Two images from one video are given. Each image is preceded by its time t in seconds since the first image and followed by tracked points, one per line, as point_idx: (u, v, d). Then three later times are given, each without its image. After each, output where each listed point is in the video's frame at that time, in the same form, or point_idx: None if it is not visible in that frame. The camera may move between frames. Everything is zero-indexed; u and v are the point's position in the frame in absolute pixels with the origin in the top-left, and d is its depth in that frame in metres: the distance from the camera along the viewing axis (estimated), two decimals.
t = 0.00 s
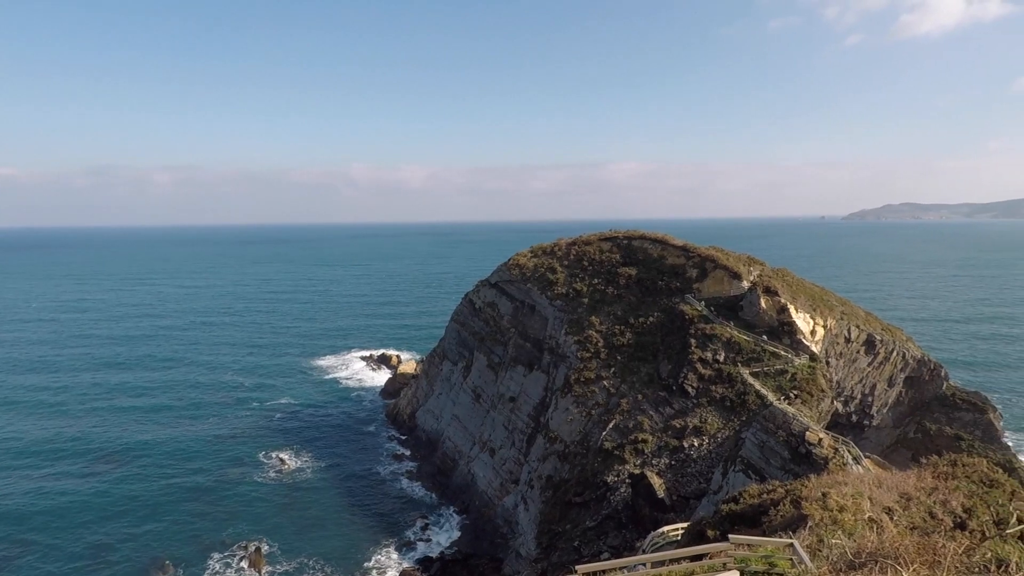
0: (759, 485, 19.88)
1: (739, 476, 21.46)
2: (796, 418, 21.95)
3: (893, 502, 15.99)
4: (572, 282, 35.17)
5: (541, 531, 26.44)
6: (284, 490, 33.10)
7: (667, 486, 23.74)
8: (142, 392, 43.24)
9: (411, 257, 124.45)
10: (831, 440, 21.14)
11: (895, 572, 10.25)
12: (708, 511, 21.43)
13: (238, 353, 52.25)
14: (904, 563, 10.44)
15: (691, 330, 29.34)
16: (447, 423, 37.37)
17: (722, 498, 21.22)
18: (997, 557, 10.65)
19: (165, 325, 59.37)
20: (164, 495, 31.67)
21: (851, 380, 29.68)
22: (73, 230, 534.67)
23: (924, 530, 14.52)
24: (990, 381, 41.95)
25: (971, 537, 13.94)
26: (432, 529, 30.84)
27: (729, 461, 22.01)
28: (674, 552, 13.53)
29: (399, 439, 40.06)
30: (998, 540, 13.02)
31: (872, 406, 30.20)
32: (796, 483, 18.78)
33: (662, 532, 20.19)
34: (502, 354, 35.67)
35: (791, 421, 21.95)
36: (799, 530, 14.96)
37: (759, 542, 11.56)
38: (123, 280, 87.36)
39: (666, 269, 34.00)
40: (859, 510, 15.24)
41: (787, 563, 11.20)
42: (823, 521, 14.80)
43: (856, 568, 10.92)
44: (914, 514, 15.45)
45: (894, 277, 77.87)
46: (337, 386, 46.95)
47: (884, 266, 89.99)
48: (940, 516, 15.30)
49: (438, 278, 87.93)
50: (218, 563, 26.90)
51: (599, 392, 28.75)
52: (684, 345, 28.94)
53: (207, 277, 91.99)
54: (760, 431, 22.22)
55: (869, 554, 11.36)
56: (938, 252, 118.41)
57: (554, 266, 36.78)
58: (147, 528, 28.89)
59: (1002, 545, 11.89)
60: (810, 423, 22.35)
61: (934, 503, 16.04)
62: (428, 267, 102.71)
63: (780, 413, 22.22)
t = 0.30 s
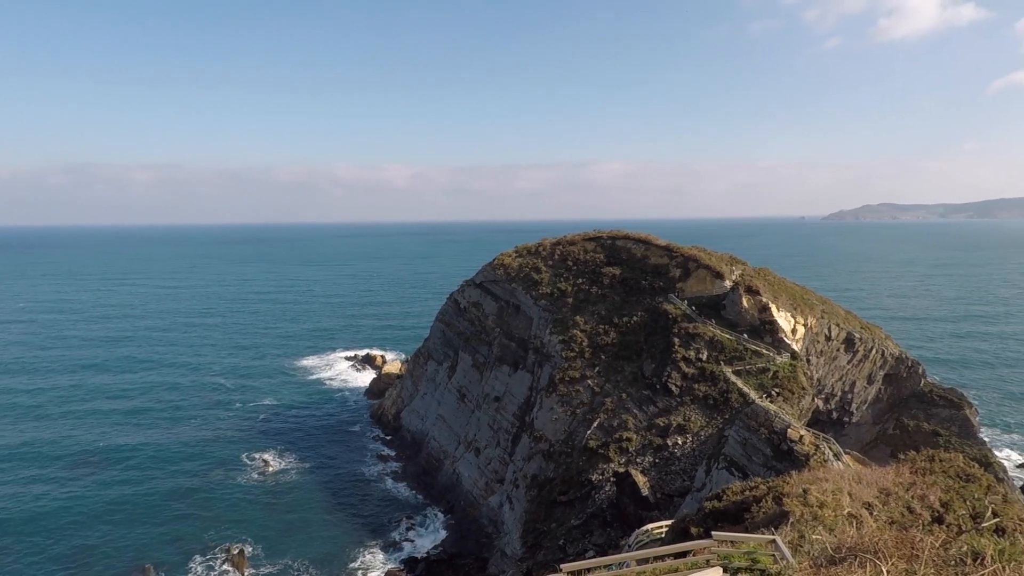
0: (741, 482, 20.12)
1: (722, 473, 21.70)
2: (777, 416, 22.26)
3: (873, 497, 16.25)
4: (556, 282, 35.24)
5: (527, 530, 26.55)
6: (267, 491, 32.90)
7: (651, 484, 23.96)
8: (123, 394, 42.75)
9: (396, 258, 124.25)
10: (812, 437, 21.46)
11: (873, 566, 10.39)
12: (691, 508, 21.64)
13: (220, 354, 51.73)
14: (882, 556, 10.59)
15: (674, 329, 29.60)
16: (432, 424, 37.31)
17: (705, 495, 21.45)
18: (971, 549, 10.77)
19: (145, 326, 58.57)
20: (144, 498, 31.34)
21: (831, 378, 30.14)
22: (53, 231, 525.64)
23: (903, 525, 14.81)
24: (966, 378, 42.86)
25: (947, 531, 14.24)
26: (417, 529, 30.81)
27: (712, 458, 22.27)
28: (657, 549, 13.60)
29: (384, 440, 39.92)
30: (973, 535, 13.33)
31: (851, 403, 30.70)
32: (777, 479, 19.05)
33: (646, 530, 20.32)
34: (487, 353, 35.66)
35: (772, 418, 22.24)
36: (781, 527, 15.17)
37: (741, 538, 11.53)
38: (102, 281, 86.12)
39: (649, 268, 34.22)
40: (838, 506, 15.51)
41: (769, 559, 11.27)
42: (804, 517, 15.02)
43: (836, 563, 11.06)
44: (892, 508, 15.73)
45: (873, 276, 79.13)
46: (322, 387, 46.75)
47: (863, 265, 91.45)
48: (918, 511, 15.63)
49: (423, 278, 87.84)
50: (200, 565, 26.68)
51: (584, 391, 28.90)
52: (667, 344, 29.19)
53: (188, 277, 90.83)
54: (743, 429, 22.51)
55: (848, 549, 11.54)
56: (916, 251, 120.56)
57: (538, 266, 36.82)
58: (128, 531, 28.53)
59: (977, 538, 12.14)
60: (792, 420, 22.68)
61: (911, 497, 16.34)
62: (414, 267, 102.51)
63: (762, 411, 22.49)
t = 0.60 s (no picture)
0: (726, 479, 20.19)
1: (707, 471, 21.78)
2: (761, 414, 22.39)
3: (854, 493, 16.39)
4: (542, 281, 35.15)
5: (512, 530, 26.45)
6: (250, 493, 32.54)
7: (637, 482, 24.01)
8: (102, 397, 42.04)
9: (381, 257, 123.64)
10: (795, 435, 21.63)
11: (853, 562, 10.38)
12: (676, 506, 21.66)
13: (202, 356, 51.01)
14: (862, 552, 10.58)
15: (660, 327, 29.66)
16: (417, 423, 37.08)
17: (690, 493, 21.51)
18: (949, 544, 10.83)
19: (124, 328, 57.57)
20: (124, 502, 30.85)
21: (815, 377, 30.45)
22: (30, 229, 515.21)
23: (883, 520, 14.98)
24: (945, 375, 43.59)
25: (926, 527, 14.42)
26: (402, 529, 30.61)
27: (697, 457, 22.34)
28: (643, 547, 13.50)
29: (369, 440, 39.61)
30: (951, 530, 13.53)
31: (834, 401, 31.06)
32: (761, 477, 19.15)
33: (631, 529, 20.34)
34: (473, 353, 35.48)
35: (756, 417, 22.36)
36: (763, 523, 15.22)
37: (725, 535, 11.44)
38: (80, 281, 84.61)
39: (635, 268, 34.27)
40: (820, 503, 15.65)
41: (752, 556, 11.16)
42: (787, 514, 15.10)
43: (817, 557, 11.07)
44: (873, 505, 15.89)
45: (854, 276, 80.15)
46: (306, 387, 46.34)
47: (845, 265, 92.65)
48: (898, 506, 15.82)
49: (408, 277, 87.40)
50: (181, 569, 26.30)
51: (570, 390, 28.84)
52: (653, 343, 29.25)
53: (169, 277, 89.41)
54: (727, 427, 22.59)
55: (829, 545, 11.63)
56: (896, 251, 122.34)
57: (524, 265, 36.68)
58: (107, 537, 28.01)
59: (955, 533, 12.29)
60: (775, 418, 22.84)
61: (892, 494, 16.52)
62: (399, 266, 101.98)
63: (746, 409, 22.62)
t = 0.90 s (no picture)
0: (712, 477, 20.33)
1: (694, 469, 21.95)
2: (748, 412, 22.57)
3: (838, 489, 16.58)
4: (530, 280, 35.13)
5: (501, 529, 26.45)
6: (236, 494, 32.30)
7: (625, 480, 24.12)
8: (84, 401, 41.50)
9: (368, 257, 123.20)
10: (780, 432, 21.86)
11: (836, 556, 10.35)
12: (664, 504, 21.75)
13: (187, 357, 50.52)
14: (845, 548, 10.60)
15: (647, 326, 29.79)
16: (405, 423, 36.96)
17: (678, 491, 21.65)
18: (929, 539, 10.96)
19: (107, 329, 56.83)
20: (108, 506, 30.48)
21: (800, 375, 30.73)
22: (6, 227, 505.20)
23: (866, 516, 15.20)
24: (927, 373, 44.26)
25: (908, 522, 14.66)
26: (390, 529, 30.54)
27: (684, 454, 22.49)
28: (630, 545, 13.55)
29: (356, 440, 39.41)
30: (932, 524, 13.76)
31: (819, 399, 31.42)
32: (748, 474, 19.30)
33: (619, 526, 20.43)
34: (461, 352, 35.40)
35: (743, 414, 22.53)
36: (749, 520, 15.33)
37: (712, 532, 11.48)
38: (62, 282, 83.40)
39: (622, 267, 34.36)
40: (804, 499, 15.82)
41: (738, 552, 11.19)
42: (772, 511, 15.21)
43: (801, 552, 11.15)
44: (857, 501, 16.10)
45: (838, 275, 81.08)
46: (292, 388, 46.03)
47: (829, 264, 93.67)
48: (881, 502, 16.06)
49: (396, 277, 87.11)
50: (166, 572, 26.04)
51: (558, 389, 28.88)
52: (640, 342, 29.39)
53: (153, 278, 88.33)
54: (714, 425, 22.74)
55: (814, 541, 11.73)
56: (879, 250, 123.89)
57: (512, 264, 36.61)
58: (91, 542, 27.68)
59: (936, 528, 12.44)
60: (761, 416, 23.04)
61: (875, 489, 16.73)
62: (386, 266, 101.65)
63: (733, 407, 22.77)
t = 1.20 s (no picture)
0: (702, 474, 20.47)
1: (684, 467, 22.08)
2: (737, 410, 22.73)
3: (827, 486, 16.76)
4: (521, 280, 35.21)
5: (492, 528, 26.54)
6: (227, 496, 32.26)
7: (615, 478, 24.24)
8: (73, 403, 41.27)
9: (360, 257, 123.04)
10: (769, 429, 22.05)
11: (825, 552, 10.23)
12: (654, 501, 21.80)
13: (177, 359, 50.29)
14: (833, 543, 10.52)
15: (637, 325, 29.95)
16: (397, 423, 36.97)
17: (668, 488, 21.80)
18: (917, 534, 10.89)
19: (96, 332, 56.47)
20: (97, 509, 30.37)
21: (788, 372, 30.96)
22: None
23: (854, 512, 15.37)
24: (913, 370, 44.73)
25: (895, 518, 14.86)
26: (382, 529, 30.57)
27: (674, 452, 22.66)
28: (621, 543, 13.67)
29: (347, 440, 39.39)
30: (919, 519, 13.94)
31: (807, 396, 31.69)
32: (737, 471, 19.44)
33: (610, 525, 20.54)
34: (452, 352, 35.44)
35: (732, 412, 22.68)
36: (738, 517, 15.46)
37: (702, 529, 11.67)
38: (49, 284, 82.70)
39: (612, 266, 34.48)
40: (792, 496, 15.99)
41: (728, 548, 11.28)
42: (760, 508, 15.34)
43: (789, 547, 11.18)
44: (845, 496, 16.27)
45: (828, 273, 81.69)
46: (283, 389, 45.97)
47: (818, 262, 94.29)
48: (869, 498, 16.24)
49: (387, 277, 87.09)
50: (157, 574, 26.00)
51: (548, 388, 28.97)
52: (630, 341, 29.54)
53: (142, 279, 87.79)
54: (704, 423, 22.84)
55: (802, 537, 11.76)
56: (868, 248, 124.85)
57: (503, 264, 36.67)
58: (80, 545, 27.58)
59: (922, 524, 12.56)
60: (750, 413, 23.21)
61: (863, 486, 16.93)
62: (377, 266, 101.52)
63: (723, 405, 22.91)
